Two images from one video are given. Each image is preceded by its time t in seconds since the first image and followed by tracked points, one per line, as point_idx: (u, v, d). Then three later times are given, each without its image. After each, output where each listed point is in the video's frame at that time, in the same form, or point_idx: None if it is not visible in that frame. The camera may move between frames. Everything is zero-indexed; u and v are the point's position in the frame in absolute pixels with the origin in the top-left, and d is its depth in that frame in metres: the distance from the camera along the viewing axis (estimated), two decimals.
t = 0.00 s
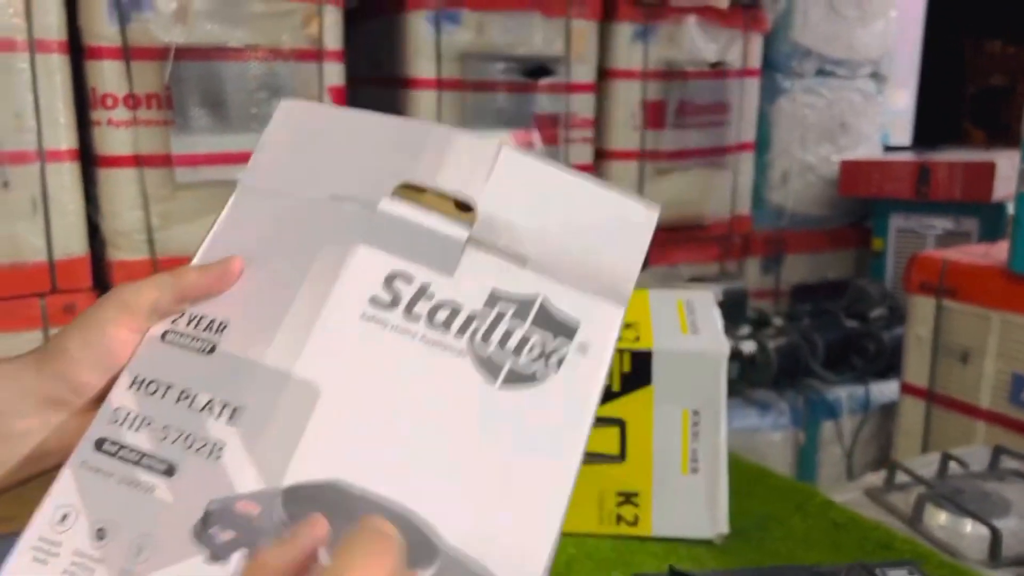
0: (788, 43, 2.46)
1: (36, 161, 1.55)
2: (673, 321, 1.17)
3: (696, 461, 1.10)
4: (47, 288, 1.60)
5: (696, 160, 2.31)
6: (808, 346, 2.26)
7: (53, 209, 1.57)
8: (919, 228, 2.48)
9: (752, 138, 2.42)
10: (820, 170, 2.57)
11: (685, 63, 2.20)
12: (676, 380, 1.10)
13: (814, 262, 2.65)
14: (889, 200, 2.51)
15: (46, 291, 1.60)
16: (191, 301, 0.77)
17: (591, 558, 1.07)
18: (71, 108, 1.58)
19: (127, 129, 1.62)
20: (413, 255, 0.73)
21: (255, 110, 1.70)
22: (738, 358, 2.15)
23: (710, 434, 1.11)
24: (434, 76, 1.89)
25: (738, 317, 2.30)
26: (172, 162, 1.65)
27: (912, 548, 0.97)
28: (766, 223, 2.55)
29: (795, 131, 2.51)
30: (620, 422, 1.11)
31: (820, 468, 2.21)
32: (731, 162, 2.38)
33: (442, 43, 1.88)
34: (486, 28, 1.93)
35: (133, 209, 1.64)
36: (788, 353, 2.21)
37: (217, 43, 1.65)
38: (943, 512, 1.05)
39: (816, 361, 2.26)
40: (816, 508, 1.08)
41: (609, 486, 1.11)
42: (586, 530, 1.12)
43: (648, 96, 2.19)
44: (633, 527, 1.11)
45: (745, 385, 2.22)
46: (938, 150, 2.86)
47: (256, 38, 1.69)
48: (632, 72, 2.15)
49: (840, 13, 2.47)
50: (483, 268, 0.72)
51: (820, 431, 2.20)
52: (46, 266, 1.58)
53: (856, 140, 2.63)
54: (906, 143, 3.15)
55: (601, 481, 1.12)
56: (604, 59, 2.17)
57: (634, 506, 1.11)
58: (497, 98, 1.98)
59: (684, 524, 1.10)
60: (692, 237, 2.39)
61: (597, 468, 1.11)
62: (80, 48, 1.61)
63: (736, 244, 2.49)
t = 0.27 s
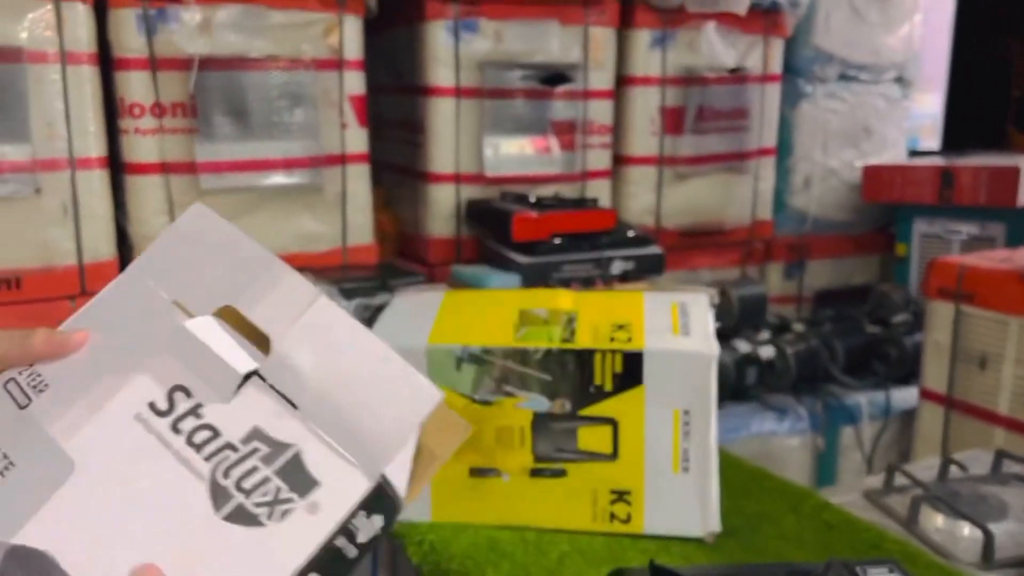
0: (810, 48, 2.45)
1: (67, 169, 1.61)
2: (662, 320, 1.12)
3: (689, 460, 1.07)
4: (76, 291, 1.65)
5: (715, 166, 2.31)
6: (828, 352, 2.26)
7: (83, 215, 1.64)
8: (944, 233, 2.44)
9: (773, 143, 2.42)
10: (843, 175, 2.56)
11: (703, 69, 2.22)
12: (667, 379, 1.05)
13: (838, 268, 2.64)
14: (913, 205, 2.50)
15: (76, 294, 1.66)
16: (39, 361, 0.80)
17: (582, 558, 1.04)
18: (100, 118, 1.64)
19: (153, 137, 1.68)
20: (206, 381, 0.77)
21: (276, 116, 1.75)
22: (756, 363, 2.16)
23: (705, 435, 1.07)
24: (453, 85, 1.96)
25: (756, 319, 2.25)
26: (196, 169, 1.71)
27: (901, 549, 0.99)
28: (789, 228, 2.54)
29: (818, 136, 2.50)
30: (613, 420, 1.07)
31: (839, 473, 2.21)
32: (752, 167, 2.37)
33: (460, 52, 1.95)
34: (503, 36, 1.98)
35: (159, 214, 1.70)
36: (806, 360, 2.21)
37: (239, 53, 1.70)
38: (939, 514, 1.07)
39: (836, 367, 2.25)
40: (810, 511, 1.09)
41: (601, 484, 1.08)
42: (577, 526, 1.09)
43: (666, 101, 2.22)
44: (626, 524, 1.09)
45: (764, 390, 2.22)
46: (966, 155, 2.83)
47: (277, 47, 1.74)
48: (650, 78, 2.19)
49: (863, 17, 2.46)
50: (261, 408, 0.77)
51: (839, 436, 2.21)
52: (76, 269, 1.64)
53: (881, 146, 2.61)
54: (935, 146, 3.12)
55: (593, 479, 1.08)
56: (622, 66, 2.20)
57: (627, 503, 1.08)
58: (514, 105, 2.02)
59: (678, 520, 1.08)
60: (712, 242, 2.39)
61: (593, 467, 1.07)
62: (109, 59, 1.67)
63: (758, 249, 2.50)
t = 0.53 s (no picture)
0: (833, 56, 2.47)
1: (110, 177, 1.70)
2: (662, 315, 1.06)
3: (691, 452, 1.02)
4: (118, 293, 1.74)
5: (737, 173, 2.35)
6: (848, 356, 2.28)
7: (125, 220, 1.73)
8: (968, 238, 2.44)
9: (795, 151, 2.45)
10: (866, 181, 2.57)
11: (724, 78, 2.26)
12: (671, 374, 1.00)
13: (862, 274, 2.65)
14: (937, 211, 2.51)
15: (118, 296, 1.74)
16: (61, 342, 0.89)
17: (584, 549, 0.99)
18: (141, 129, 1.73)
19: (190, 146, 1.76)
20: (184, 327, 0.84)
21: (307, 127, 1.82)
22: (777, 367, 2.19)
23: (705, 429, 1.01)
24: (477, 95, 2.02)
25: (777, 322, 2.29)
26: (231, 177, 1.79)
27: (895, 542, 1.01)
28: (812, 234, 2.56)
29: (841, 143, 2.53)
30: (617, 413, 1.02)
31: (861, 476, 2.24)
32: (775, 173, 2.40)
33: (485, 63, 2.01)
34: (526, 48, 2.04)
35: (196, 221, 1.79)
36: (826, 364, 2.24)
37: (273, 66, 1.78)
38: (941, 511, 1.08)
39: (857, 371, 2.27)
40: (809, 506, 1.09)
41: (604, 476, 1.03)
42: (580, 517, 1.05)
43: (687, 110, 2.26)
44: (628, 515, 1.04)
45: (785, 394, 2.25)
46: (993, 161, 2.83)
47: (309, 61, 1.81)
48: (671, 87, 2.24)
49: (886, 25, 2.48)
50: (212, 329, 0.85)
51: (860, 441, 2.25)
52: (118, 272, 1.73)
53: (905, 152, 2.62)
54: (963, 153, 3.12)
55: (597, 470, 1.03)
56: (643, 76, 2.25)
57: (631, 494, 1.03)
58: (537, 114, 2.08)
59: (679, 513, 1.03)
60: (734, 248, 2.42)
61: (591, 458, 1.03)
62: (150, 73, 1.76)
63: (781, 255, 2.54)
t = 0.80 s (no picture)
0: (861, 67, 2.49)
1: (156, 189, 1.78)
2: (680, 318, 1.09)
3: (708, 454, 1.06)
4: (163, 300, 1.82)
5: (764, 183, 2.38)
6: (877, 364, 2.29)
7: (170, 231, 1.80)
8: (999, 248, 2.44)
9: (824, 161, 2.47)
10: (894, 191, 2.58)
11: (751, 90, 2.30)
12: (688, 376, 1.04)
13: (891, 283, 2.67)
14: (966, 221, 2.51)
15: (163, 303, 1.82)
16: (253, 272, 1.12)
17: (605, 543, 1.03)
18: (187, 144, 1.81)
19: (232, 160, 1.84)
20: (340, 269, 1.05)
21: (343, 139, 1.89)
22: (803, 375, 2.22)
23: (721, 431, 1.05)
24: (507, 108, 2.07)
25: (804, 330, 2.31)
26: (271, 189, 1.86)
27: (907, 542, 1.03)
28: (840, 243, 2.58)
29: (869, 153, 2.54)
30: (637, 414, 1.06)
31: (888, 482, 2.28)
32: (802, 183, 2.42)
33: (515, 77, 2.07)
34: (556, 62, 2.10)
35: (237, 231, 1.86)
36: (854, 371, 2.26)
37: (310, 83, 1.85)
38: (957, 513, 1.10)
39: (885, 380, 2.28)
40: (826, 507, 1.12)
41: (624, 475, 1.08)
42: (602, 514, 1.09)
43: (714, 121, 2.30)
44: (648, 514, 1.08)
45: (811, 401, 2.28)
46: None
47: (345, 77, 1.88)
48: (699, 99, 2.28)
49: (914, 36, 2.50)
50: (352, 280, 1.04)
51: (887, 449, 2.28)
52: (163, 281, 1.80)
53: (935, 162, 2.63)
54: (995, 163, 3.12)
55: (618, 470, 1.08)
56: (671, 88, 2.29)
57: (650, 494, 1.07)
58: (566, 126, 2.13)
59: (697, 512, 1.07)
60: (762, 257, 2.45)
61: (614, 457, 1.07)
62: (194, 89, 1.84)
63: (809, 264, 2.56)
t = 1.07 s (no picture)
0: (886, 80, 2.52)
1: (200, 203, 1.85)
2: (704, 326, 1.12)
3: (731, 458, 1.09)
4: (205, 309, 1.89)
5: (790, 195, 2.41)
6: (903, 375, 2.31)
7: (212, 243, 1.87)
8: None
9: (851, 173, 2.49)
10: (921, 203, 2.60)
11: (777, 103, 2.33)
12: (712, 383, 1.08)
13: (918, 294, 2.68)
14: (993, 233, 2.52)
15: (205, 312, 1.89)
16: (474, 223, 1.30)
17: (632, 544, 1.07)
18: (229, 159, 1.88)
19: (272, 174, 1.91)
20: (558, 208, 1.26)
21: (377, 154, 1.96)
22: (830, 385, 2.24)
23: (744, 435, 1.08)
24: (537, 123, 2.13)
25: (830, 342, 2.33)
26: (309, 203, 1.93)
27: (925, 545, 1.06)
28: (866, 255, 2.60)
29: (896, 165, 2.56)
30: (662, 420, 1.10)
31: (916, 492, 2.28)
32: (829, 195, 2.44)
33: (544, 93, 2.12)
34: (584, 78, 2.15)
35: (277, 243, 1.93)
36: (880, 382, 2.28)
37: (347, 101, 1.92)
38: (977, 518, 1.12)
39: (911, 391, 2.30)
40: (847, 511, 1.15)
41: (651, 478, 1.12)
42: (629, 515, 1.13)
43: (740, 135, 2.33)
44: (674, 516, 1.12)
45: (838, 411, 2.31)
46: None
47: (381, 94, 1.95)
48: (725, 113, 2.32)
49: (940, 49, 2.52)
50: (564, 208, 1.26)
51: (914, 459, 2.29)
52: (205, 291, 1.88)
53: (963, 174, 2.64)
54: None
55: (645, 473, 1.12)
56: (698, 102, 2.33)
57: (676, 496, 1.11)
58: (594, 140, 2.17)
59: (722, 515, 1.10)
60: (789, 268, 2.48)
61: (640, 461, 1.11)
62: (236, 107, 1.92)
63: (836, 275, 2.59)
